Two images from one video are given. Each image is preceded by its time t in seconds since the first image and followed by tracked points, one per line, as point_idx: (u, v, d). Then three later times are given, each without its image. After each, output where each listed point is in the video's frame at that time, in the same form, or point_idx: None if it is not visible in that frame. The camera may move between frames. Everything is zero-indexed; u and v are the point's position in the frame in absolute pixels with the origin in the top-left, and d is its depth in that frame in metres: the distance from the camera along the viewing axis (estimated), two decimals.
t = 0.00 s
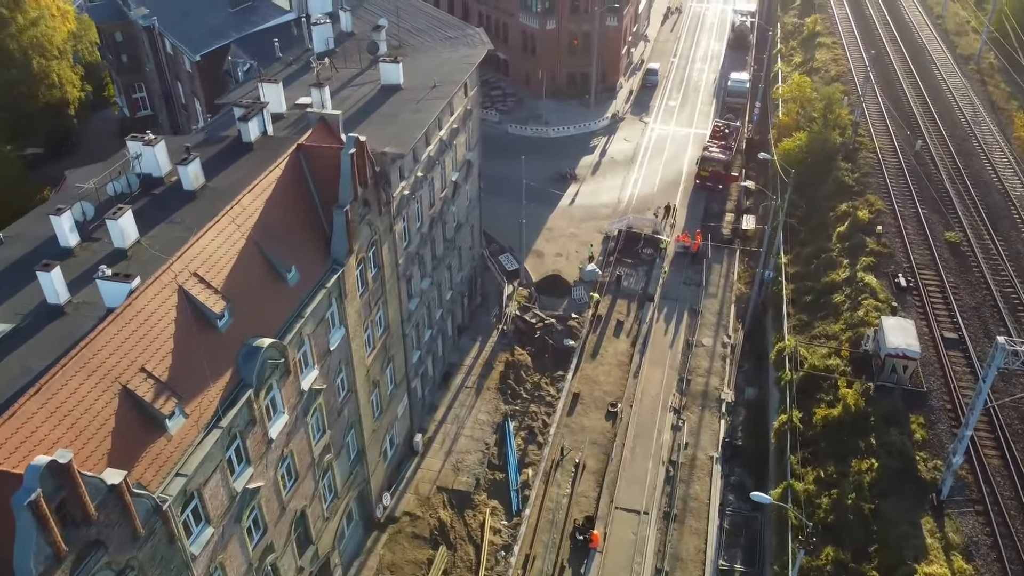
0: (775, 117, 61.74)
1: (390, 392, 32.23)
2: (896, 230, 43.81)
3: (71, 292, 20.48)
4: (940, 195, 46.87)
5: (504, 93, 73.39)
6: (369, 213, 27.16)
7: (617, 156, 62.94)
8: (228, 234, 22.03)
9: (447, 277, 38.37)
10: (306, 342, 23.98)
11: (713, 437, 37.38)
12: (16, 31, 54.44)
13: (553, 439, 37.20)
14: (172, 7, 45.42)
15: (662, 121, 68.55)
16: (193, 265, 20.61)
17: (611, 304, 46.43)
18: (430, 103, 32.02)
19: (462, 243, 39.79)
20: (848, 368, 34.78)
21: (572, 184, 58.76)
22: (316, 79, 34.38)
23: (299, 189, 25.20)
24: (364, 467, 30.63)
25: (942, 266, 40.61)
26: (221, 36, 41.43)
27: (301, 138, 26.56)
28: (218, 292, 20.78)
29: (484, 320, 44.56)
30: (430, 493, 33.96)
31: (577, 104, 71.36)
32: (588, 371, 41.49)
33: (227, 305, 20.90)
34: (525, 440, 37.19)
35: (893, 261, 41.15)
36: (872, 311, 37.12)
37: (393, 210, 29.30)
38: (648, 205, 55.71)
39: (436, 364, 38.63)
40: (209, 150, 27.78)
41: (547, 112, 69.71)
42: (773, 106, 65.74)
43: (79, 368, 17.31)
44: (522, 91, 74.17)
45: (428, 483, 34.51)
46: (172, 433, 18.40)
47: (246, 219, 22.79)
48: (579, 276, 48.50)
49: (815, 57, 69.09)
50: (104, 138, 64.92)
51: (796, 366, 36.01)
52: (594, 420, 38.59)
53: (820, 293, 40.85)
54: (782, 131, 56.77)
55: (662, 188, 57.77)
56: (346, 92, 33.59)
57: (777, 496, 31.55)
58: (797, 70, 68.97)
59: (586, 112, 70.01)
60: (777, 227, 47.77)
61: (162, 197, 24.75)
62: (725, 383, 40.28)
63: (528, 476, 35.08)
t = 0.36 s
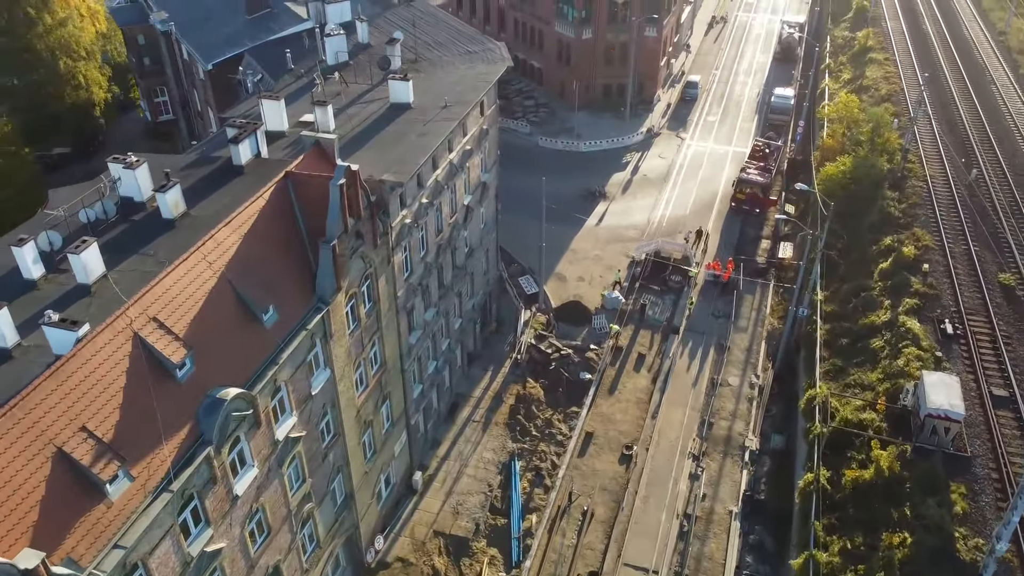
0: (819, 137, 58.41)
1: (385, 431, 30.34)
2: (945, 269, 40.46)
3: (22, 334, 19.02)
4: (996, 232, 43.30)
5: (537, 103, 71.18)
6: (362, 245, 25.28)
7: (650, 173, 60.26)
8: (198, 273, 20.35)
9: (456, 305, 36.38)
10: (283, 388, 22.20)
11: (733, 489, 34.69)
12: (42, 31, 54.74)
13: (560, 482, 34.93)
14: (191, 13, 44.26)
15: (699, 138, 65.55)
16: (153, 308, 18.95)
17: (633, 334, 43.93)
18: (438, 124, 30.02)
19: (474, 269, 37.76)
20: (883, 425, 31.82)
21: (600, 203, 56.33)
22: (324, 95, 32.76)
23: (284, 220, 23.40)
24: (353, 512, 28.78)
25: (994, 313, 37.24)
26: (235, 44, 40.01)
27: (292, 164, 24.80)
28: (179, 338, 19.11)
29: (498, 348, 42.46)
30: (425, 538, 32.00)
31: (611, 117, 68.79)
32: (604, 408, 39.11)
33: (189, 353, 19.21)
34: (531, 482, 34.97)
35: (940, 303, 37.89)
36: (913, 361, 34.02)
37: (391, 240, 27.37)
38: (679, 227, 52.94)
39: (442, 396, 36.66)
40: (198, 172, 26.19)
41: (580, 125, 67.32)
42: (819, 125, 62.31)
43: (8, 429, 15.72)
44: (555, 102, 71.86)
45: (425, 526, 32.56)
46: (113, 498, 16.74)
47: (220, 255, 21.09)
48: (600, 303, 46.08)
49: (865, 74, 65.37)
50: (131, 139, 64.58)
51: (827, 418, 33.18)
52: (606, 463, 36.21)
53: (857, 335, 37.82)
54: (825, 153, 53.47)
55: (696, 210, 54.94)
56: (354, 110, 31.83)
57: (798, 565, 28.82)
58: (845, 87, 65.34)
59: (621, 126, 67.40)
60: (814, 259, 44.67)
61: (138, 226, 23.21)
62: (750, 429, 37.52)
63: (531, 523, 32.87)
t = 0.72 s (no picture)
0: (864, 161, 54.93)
1: (372, 472, 28.57)
2: (995, 314, 37.06)
3: None
4: None
5: (570, 115, 68.86)
6: (346, 281, 23.52)
7: (682, 193, 57.46)
8: (152, 316, 18.80)
9: (461, 335, 34.43)
10: (246, 437, 20.55)
11: (748, 547, 32.09)
12: (70, 31, 55.39)
13: (562, 530, 32.73)
14: (210, 20, 43.26)
15: (737, 156, 62.28)
16: (95, 356, 17.45)
17: (652, 368, 41.44)
18: (440, 148, 28.12)
19: (483, 297, 35.74)
20: (914, 491, 29.01)
21: (628, 224, 53.83)
22: (327, 114, 31.18)
23: (259, 254, 21.75)
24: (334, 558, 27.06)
25: None
26: (247, 53, 38.89)
27: (273, 191, 23.10)
28: (123, 388, 17.60)
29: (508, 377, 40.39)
30: None
31: (647, 131, 66.07)
32: (614, 449, 36.78)
33: (133, 405, 17.64)
34: (531, 527, 32.82)
35: (987, 354, 34.61)
36: (952, 420, 30.98)
37: (381, 273, 25.53)
38: (710, 253, 50.13)
39: (443, 430, 34.74)
40: (179, 196, 24.78)
41: (612, 139, 64.79)
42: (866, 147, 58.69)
43: None
44: (589, 114, 69.41)
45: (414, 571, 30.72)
46: (31, 570, 15.23)
47: (181, 294, 19.51)
48: (620, 332, 43.64)
49: (918, 93, 61.39)
50: (158, 140, 64.29)
51: (853, 478, 30.41)
52: (613, 510, 33.94)
53: (893, 385, 34.81)
54: (871, 179, 50.08)
55: (729, 235, 52.00)
56: (355, 129, 30.15)
57: None
58: (896, 108, 61.50)
59: (655, 141, 64.68)
60: (851, 295, 41.59)
61: (106, 256, 21.85)
62: (771, 480, 34.80)
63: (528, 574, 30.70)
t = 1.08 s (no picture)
0: (911, 189, 51.36)
1: (351, 514, 26.95)
2: None
3: None
4: None
5: (603, 127, 66.36)
6: (318, 319, 21.97)
7: (715, 215, 54.54)
8: (89, 360, 17.44)
9: (459, 368, 32.59)
10: (194, 488, 19.15)
11: None
12: (100, 31, 55.62)
13: None
14: (228, 25, 42.46)
15: (776, 178, 58.62)
16: (18, 407, 16.14)
17: (667, 406, 38.98)
18: (435, 174, 26.38)
19: (486, 327, 33.87)
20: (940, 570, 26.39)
21: (654, 247, 51.22)
22: (326, 133, 29.78)
23: (220, 291, 20.29)
24: None
25: None
26: (259, 62, 38.11)
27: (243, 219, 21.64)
28: (48, 441, 16.27)
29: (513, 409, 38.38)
30: None
31: (682, 147, 62.99)
32: (619, 494, 34.53)
33: (57, 460, 16.30)
34: None
35: None
36: (987, 489, 28.10)
37: (360, 310, 23.83)
38: (739, 281, 47.22)
39: (437, 466, 33.01)
40: (153, 220, 23.55)
41: (645, 155, 62.12)
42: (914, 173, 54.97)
43: None
44: (623, 127, 66.70)
45: None
46: None
47: (125, 335, 18.15)
48: (636, 365, 41.23)
49: (974, 117, 57.43)
50: (185, 141, 64.00)
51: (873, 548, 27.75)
52: (613, 561, 31.80)
53: (926, 443, 31.79)
54: (916, 210, 46.68)
55: (761, 263, 48.96)
56: (351, 150, 28.57)
57: None
58: (950, 132, 57.65)
59: (691, 159, 61.33)
60: (886, 337, 38.55)
61: (63, 285, 20.68)
62: (786, 539, 32.14)
63: None
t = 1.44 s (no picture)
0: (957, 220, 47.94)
1: (318, 557, 25.54)
2: None
3: None
4: None
5: (634, 141, 63.87)
6: (276, 359, 20.63)
7: (744, 240, 51.64)
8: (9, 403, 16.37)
9: (449, 402, 30.95)
10: (125, 539, 17.93)
11: None
12: (126, 32, 55.66)
13: None
14: (241, 33, 41.75)
15: (812, 202, 55.13)
16: None
17: (674, 446, 36.71)
18: (418, 203, 24.79)
19: (481, 357, 32.15)
20: None
21: (675, 272, 48.60)
22: (314, 154, 28.38)
23: (166, 327, 19.06)
24: None
25: None
26: (263, 70, 37.12)
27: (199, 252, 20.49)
28: None
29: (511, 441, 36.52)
30: None
31: (715, 166, 59.86)
32: (615, 541, 32.49)
33: None
34: None
35: None
36: (1013, 568, 25.22)
37: (327, 346, 22.34)
38: (762, 311, 44.44)
39: (422, 502, 31.43)
40: (116, 244, 22.48)
41: (675, 173, 59.55)
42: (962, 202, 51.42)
43: None
44: (654, 141, 64.02)
45: None
46: None
47: (53, 377, 17.07)
48: (645, 399, 38.98)
49: None
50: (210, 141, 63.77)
51: None
52: None
53: (950, 509, 29.02)
54: (960, 245, 43.40)
55: (789, 293, 46.02)
56: (337, 173, 27.15)
57: None
58: (1003, 159, 53.90)
59: (723, 179, 58.28)
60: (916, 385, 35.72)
61: (10, 312, 19.69)
62: None
63: None
